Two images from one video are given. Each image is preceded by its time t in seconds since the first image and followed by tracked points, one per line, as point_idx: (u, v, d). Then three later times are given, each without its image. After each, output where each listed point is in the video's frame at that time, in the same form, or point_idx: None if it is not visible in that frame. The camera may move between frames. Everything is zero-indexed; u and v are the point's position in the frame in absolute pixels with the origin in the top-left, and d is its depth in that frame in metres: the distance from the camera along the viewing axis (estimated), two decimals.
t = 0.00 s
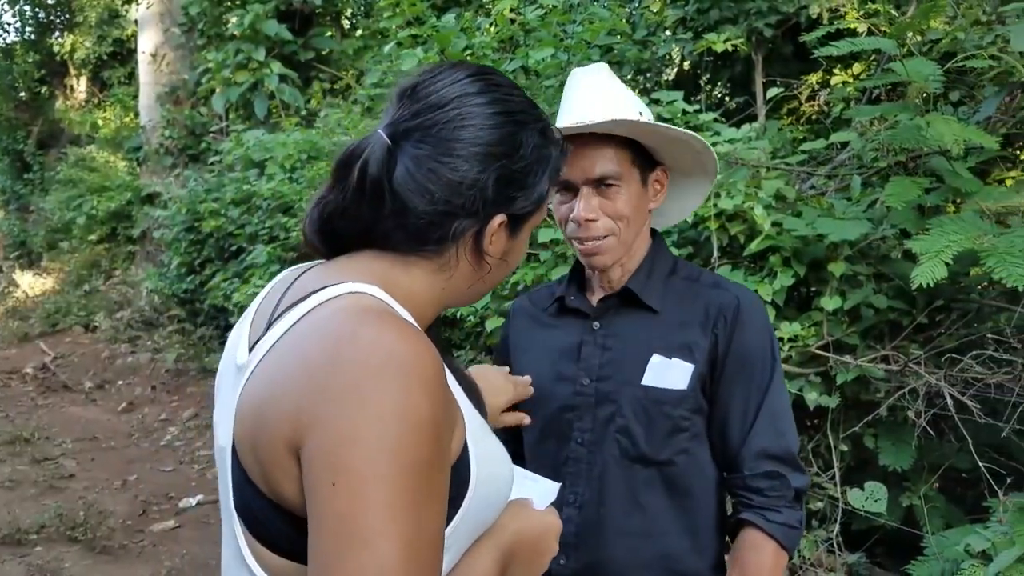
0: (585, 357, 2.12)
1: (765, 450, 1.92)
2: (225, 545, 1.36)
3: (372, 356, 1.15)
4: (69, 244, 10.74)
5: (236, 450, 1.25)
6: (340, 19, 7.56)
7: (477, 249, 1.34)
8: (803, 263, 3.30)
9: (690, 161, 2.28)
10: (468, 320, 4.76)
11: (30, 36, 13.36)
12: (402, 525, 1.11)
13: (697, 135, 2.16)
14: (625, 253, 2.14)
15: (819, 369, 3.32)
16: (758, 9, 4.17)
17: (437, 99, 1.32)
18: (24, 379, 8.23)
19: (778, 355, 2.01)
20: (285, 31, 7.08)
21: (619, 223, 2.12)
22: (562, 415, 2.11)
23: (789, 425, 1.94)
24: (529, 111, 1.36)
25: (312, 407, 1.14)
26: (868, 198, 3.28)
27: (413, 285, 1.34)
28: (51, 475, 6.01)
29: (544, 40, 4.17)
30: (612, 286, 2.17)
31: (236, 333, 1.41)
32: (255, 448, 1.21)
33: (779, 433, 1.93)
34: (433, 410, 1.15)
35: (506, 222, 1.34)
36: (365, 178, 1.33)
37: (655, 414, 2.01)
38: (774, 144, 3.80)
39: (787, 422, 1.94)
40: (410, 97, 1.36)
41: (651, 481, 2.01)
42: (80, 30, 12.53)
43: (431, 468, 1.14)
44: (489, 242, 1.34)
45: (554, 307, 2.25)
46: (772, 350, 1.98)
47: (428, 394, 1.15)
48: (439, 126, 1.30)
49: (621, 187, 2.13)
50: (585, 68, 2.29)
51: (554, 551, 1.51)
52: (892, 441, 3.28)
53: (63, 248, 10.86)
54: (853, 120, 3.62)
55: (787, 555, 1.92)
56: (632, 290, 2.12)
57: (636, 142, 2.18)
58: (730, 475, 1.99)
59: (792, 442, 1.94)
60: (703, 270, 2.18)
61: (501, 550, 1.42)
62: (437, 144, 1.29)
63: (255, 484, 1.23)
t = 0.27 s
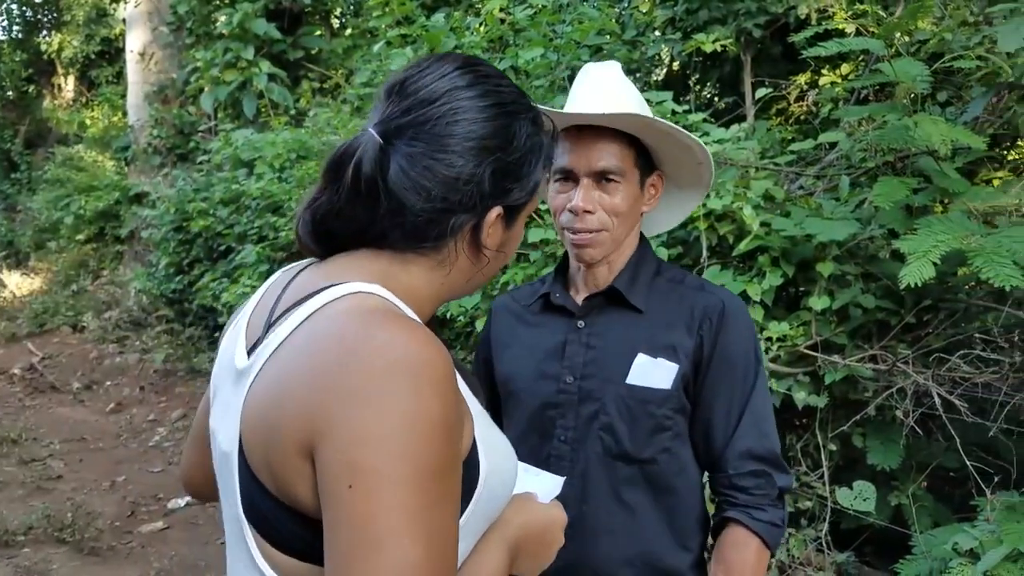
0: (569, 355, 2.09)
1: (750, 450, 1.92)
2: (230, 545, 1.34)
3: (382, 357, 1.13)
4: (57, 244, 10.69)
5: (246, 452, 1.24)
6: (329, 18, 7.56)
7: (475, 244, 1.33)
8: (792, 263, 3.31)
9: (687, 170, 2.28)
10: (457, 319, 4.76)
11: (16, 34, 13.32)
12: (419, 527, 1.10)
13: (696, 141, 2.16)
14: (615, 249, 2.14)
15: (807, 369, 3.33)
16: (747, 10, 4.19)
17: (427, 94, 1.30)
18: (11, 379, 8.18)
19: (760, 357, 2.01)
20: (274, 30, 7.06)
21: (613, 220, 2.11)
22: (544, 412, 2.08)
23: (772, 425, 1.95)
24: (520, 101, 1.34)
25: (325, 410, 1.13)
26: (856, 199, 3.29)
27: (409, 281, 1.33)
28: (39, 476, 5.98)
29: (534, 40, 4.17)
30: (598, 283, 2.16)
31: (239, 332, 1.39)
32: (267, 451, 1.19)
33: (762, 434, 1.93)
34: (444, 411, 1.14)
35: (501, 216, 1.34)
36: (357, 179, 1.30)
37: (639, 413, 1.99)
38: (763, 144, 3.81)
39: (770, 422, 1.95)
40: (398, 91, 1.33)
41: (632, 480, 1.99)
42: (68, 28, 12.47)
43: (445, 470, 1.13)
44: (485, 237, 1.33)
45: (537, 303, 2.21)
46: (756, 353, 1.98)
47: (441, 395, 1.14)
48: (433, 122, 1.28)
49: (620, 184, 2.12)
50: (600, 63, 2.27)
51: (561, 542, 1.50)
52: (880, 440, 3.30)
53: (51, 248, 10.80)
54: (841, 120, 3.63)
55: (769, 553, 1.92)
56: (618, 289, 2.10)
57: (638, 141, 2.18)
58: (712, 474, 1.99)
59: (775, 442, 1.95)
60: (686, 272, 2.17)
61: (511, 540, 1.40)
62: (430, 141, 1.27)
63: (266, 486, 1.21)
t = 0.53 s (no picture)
0: (552, 352, 2.07)
1: (738, 441, 1.93)
2: (218, 544, 1.32)
3: (386, 353, 1.14)
4: (46, 244, 10.63)
5: (243, 452, 1.22)
6: (320, 17, 7.55)
7: (450, 233, 1.33)
8: (784, 262, 3.30)
9: (672, 175, 2.27)
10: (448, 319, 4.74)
11: (4, 33, 13.25)
12: (439, 519, 1.12)
13: (682, 147, 2.14)
14: (593, 249, 2.11)
15: (799, 368, 3.32)
16: (739, 10, 4.18)
17: (394, 86, 1.29)
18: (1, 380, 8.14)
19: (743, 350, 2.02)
20: (265, 29, 7.02)
21: (591, 220, 2.09)
22: (529, 409, 2.06)
23: (758, 417, 1.96)
24: (487, 89, 1.33)
25: (337, 410, 1.12)
26: (847, 198, 3.30)
27: (384, 274, 1.32)
28: (29, 477, 5.94)
29: (526, 39, 4.18)
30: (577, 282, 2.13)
31: (222, 329, 1.36)
32: (271, 452, 1.18)
33: (749, 425, 1.94)
34: (450, 401, 1.15)
35: (473, 203, 1.32)
36: (326, 174, 1.29)
37: (624, 409, 1.98)
38: (755, 144, 3.79)
39: (757, 414, 1.96)
40: (364, 84, 1.32)
41: (619, 475, 1.98)
42: (58, 27, 12.43)
43: (458, 460, 1.15)
44: (460, 224, 1.32)
45: (518, 301, 2.19)
46: (738, 346, 1.98)
47: (448, 388, 1.16)
48: (399, 113, 1.27)
49: (603, 184, 2.11)
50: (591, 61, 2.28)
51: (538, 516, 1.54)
52: (872, 439, 3.31)
53: (41, 248, 10.74)
54: (832, 120, 3.64)
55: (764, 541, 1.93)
56: (600, 286, 2.08)
57: (622, 143, 2.17)
58: (701, 467, 1.99)
59: (762, 432, 1.96)
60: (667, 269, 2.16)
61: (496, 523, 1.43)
62: (399, 134, 1.26)
63: (269, 486, 1.20)
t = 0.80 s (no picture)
0: (571, 353, 2.02)
1: (757, 450, 1.86)
2: (194, 534, 1.31)
3: (349, 337, 1.13)
4: (45, 245, 10.63)
5: (213, 438, 1.21)
6: (318, 18, 7.56)
7: (408, 221, 1.32)
8: (785, 262, 3.30)
9: (694, 172, 2.21)
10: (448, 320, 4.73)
11: (2, 34, 13.26)
12: (403, 500, 1.11)
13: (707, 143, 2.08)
14: (614, 247, 2.06)
15: (800, 369, 3.32)
16: (738, 10, 4.17)
17: (339, 78, 1.28)
18: None
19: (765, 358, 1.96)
20: (263, 29, 7.02)
21: (613, 217, 2.03)
22: (545, 410, 2.00)
23: (779, 426, 1.90)
24: (434, 73, 1.32)
25: (300, 391, 1.12)
26: (848, 198, 3.29)
27: (344, 264, 1.32)
28: (28, 478, 5.93)
29: (525, 39, 4.20)
30: (598, 281, 2.09)
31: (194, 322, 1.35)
32: (238, 437, 1.17)
33: (769, 433, 1.88)
34: (414, 384, 1.15)
35: (429, 186, 1.31)
36: (283, 170, 1.30)
37: (642, 412, 1.91)
38: (754, 144, 3.78)
39: (777, 422, 1.90)
40: (312, 78, 1.31)
41: (636, 480, 1.92)
42: (56, 28, 12.43)
43: (424, 439, 1.15)
44: (417, 212, 1.31)
45: (538, 300, 2.14)
46: (761, 353, 1.93)
47: (412, 368, 1.15)
48: (349, 104, 1.26)
49: (625, 181, 2.05)
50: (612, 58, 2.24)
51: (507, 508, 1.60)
52: (874, 440, 3.29)
53: (39, 249, 10.73)
54: (832, 120, 3.63)
55: (779, 554, 1.87)
56: (620, 286, 2.03)
57: (645, 138, 2.11)
58: (718, 476, 1.93)
59: (782, 442, 1.90)
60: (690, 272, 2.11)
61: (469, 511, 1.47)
62: (348, 125, 1.25)
63: (238, 471, 1.19)
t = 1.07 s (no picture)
0: (577, 352, 1.97)
1: (765, 456, 1.79)
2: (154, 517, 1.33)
3: (282, 320, 1.13)
4: (43, 245, 10.61)
5: (160, 420, 1.23)
6: (317, 18, 7.56)
7: (361, 207, 1.30)
8: (782, 263, 3.30)
9: (712, 172, 2.15)
10: (447, 320, 4.72)
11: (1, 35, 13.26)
12: (321, 485, 1.10)
13: (722, 142, 2.01)
14: (625, 246, 2.01)
15: (799, 369, 3.31)
16: (737, 10, 4.16)
17: (282, 69, 1.28)
18: None
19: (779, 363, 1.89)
20: (261, 30, 7.00)
21: (625, 215, 1.98)
22: (551, 410, 1.96)
23: (790, 433, 1.82)
24: (377, 57, 1.30)
25: (228, 371, 1.12)
26: (847, 198, 3.27)
27: (298, 252, 1.30)
28: (25, 479, 5.93)
29: (523, 40, 4.18)
30: (610, 280, 2.03)
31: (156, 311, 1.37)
32: (176, 415, 1.18)
33: (779, 440, 1.80)
34: (345, 371, 1.13)
35: (380, 171, 1.29)
36: (232, 164, 1.30)
37: (647, 413, 1.86)
38: (753, 144, 3.76)
39: (788, 429, 1.82)
40: (258, 71, 1.31)
41: (639, 483, 1.86)
42: (54, 28, 12.44)
43: (351, 426, 1.13)
44: (370, 198, 1.30)
45: (550, 299, 2.10)
46: (773, 357, 1.85)
47: (343, 352, 1.14)
48: (295, 95, 1.26)
49: (639, 179, 2.00)
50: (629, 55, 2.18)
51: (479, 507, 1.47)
52: (871, 440, 3.29)
53: (37, 250, 10.72)
54: (831, 120, 3.62)
55: (788, 566, 1.78)
56: (630, 286, 1.98)
57: (661, 136, 2.05)
58: (726, 483, 1.86)
59: (793, 450, 1.82)
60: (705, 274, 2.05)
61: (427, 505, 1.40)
62: (292, 116, 1.25)
63: (180, 453, 1.20)
